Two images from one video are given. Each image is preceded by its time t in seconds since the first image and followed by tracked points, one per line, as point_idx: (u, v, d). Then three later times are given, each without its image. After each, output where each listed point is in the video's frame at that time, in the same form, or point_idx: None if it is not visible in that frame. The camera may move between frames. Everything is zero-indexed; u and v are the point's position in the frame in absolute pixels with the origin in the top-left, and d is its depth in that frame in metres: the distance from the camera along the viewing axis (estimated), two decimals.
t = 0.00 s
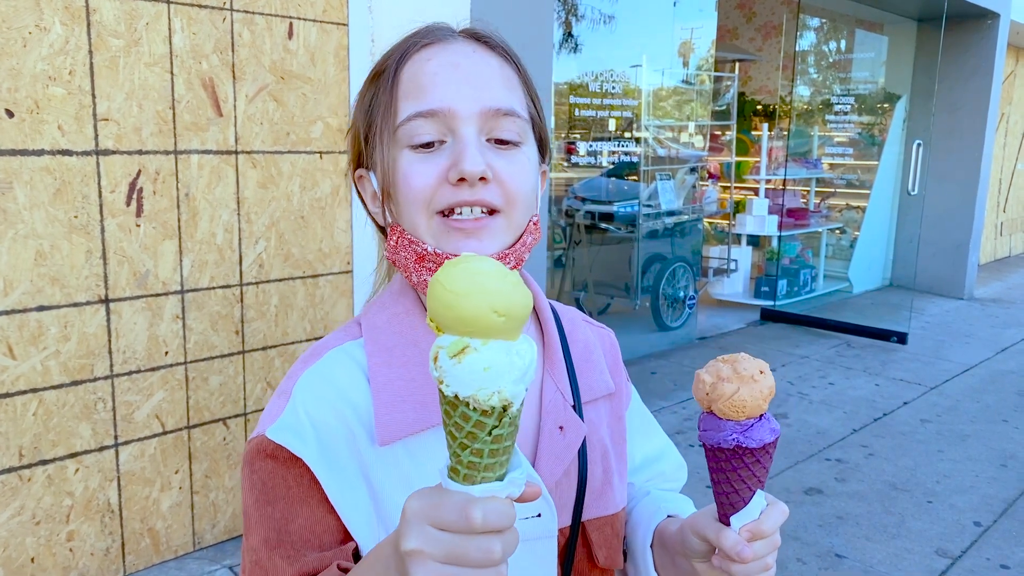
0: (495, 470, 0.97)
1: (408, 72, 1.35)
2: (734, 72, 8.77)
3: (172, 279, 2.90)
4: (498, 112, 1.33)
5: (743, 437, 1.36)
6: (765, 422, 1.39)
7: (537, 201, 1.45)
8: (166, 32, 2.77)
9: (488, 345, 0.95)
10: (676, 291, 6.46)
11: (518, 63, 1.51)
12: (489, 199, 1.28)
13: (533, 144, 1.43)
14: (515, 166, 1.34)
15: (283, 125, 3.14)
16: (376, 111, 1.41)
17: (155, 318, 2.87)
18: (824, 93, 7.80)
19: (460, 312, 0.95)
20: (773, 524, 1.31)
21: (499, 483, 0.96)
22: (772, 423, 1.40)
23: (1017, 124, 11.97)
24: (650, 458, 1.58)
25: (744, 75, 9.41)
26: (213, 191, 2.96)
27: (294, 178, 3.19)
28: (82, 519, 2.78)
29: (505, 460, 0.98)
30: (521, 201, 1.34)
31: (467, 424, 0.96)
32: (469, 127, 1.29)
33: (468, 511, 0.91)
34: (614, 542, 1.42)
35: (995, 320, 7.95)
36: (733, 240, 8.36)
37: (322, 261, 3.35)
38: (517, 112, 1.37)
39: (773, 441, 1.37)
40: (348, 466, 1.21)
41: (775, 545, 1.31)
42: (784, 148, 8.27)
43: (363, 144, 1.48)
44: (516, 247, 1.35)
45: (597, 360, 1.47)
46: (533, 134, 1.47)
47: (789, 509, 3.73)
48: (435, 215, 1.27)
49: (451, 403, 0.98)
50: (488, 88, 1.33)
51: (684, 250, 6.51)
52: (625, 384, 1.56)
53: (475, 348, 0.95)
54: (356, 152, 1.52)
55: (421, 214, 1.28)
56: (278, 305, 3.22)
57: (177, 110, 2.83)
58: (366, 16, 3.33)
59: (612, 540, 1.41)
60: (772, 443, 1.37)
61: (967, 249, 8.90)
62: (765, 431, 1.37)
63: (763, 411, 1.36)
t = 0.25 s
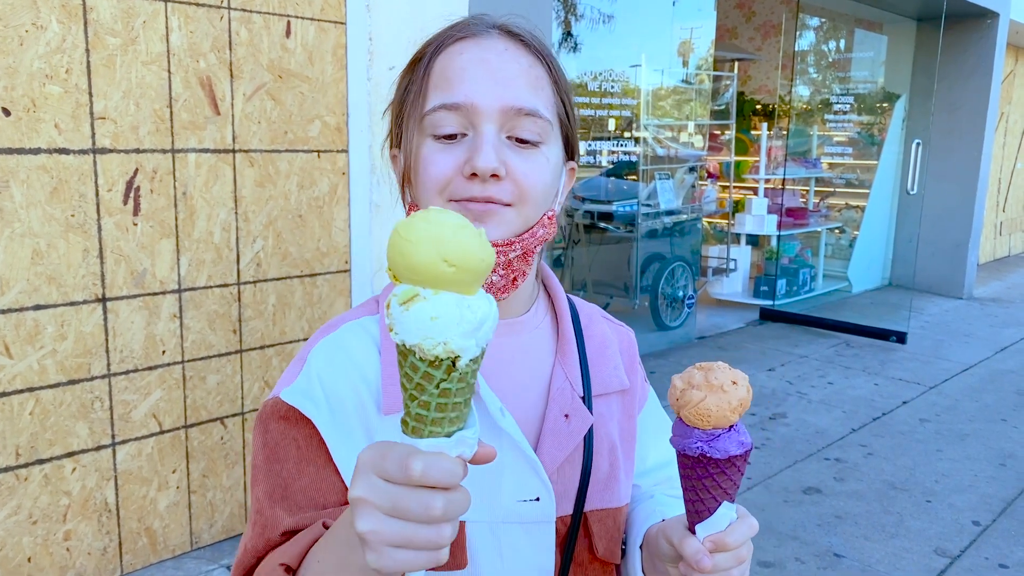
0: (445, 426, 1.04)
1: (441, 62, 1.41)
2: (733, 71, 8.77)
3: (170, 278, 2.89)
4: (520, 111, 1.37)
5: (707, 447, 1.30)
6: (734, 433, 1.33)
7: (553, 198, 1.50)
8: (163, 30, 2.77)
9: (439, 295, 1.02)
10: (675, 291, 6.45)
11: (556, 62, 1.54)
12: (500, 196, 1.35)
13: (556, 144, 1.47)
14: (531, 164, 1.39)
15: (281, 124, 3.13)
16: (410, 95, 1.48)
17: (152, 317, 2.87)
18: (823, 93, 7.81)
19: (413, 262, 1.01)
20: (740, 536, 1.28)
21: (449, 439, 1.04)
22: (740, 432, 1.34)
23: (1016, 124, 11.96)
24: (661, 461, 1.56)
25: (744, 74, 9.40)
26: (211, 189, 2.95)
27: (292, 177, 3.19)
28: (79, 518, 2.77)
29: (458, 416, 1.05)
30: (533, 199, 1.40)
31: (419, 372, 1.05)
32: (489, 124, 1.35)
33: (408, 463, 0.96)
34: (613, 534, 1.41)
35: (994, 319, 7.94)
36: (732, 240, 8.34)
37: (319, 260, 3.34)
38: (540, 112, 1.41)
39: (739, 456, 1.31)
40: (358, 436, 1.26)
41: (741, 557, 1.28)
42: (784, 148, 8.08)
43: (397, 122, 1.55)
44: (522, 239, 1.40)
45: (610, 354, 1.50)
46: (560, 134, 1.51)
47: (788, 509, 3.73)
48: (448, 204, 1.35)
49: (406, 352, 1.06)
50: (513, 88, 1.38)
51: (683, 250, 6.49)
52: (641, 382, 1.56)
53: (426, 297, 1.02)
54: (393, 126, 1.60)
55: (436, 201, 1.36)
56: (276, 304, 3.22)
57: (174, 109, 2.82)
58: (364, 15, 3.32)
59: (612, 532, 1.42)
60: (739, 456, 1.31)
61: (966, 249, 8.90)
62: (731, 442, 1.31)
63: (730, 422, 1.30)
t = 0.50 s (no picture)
0: (343, 418, 1.09)
1: (470, 63, 1.44)
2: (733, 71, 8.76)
3: (167, 277, 2.89)
4: (536, 117, 1.38)
5: (663, 462, 1.26)
6: (694, 450, 1.28)
7: (569, 205, 1.48)
8: (160, 29, 2.76)
9: (331, 299, 1.08)
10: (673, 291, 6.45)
11: (591, 70, 1.52)
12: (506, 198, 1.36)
13: (576, 151, 1.46)
14: (542, 169, 1.40)
15: (279, 123, 3.13)
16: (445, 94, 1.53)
17: (150, 316, 2.86)
18: (823, 92, 7.81)
19: (306, 269, 1.08)
20: (701, 557, 1.22)
21: (347, 431, 1.08)
22: (704, 450, 1.30)
23: (1016, 123, 11.96)
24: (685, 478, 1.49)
25: (744, 74, 9.40)
26: (208, 188, 2.95)
27: (290, 176, 3.18)
28: (77, 517, 2.77)
29: (358, 410, 1.10)
30: (542, 204, 1.40)
31: (319, 368, 1.10)
32: (503, 127, 1.37)
33: (306, 449, 1.02)
34: (610, 542, 1.39)
35: (993, 319, 7.94)
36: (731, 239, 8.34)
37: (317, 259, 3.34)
38: (558, 119, 1.41)
39: (694, 472, 1.26)
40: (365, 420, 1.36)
41: None
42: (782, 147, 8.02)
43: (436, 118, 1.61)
44: (529, 242, 1.40)
45: (631, 362, 1.48)
46: (585, 142, 1.50)
47: (786, 509, 3.72)
48: (459, 201, 1.39)
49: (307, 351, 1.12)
50: (532, 93, 1.39)
51: (681, 250, 6.49)
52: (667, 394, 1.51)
53: (320, 300, 1.08)
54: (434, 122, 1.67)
55: (449, 197, 1.40)
56: (274, 303, 3.21)
57: (172, 108, 2.82)
58: (362, 13, 3.32)
59: (609, 542, 1.38)
60: (693, 472, 1.26)
61: (965, 249, 8.90)
62: (688, 459, 1.27)
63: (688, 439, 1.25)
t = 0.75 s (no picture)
0: (292, 364, 1.17)
1: (474, 57, 1.47)
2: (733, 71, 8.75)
3: (167, 276, 2.89)
4: (527, 107, 1.37)
5: (576, 456, 1.20)
6: (612, 447, 1.19)
7: (562, 198, 1.44)
8: (161, 28, 2.76)
9: (269, 262, 1.17)
10: (673, 291, 6.44)
11: (594, 63, 1.50)
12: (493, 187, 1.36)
13: (570, 143, 1.43)
14: (530, 159, 1.37)
15: (279, 122, 3.13)
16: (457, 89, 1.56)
17: (150, 315, 2.86)
18: (822, 92, 7.83)
19: (243, 237, 1.16)
20: (618, 555, 1.16)
21: (297, 377, 1.17)
22: (627, 445, 1.20)
23: (1016, 123, 11.97)
24: (692, 483, 1.40)
25: (744, 74, 9.40)
26: (209, 188, 2.95)
27: (290, 175, 3.18)
28: (77, 516, 2.77)
29: (303, 355, 1.18)
30: (532, 195, 1.38)
31: (264, 325, 1.18)
32: (494, 117, 1.37)
33: (261, 394, 1.12)
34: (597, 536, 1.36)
35: (993, 319, 7.94)
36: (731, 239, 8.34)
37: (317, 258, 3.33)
38: (548, 109, 1.39)
39: (606, 471, 1.18)
40: (368, 398, 1.45)
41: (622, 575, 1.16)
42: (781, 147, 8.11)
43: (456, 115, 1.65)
44: (517, 236, 1.39)
45: (636, 358, 1.42)
46: (583, 135, 1.47)
47: (786, 508, 3.72)
48: (453, 190, 1.40)
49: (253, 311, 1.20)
50: (524, 83, 1.38)
51: (681, 250, 6.49)
52: (677, 395, 1.42)
53: (258, 263, 1.17)
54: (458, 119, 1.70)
55: (446, 187, 1.42)
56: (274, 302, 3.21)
57: (172, 107, 2.82)
58: (362, 12, 3.31)
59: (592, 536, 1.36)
60: (605, 471, 1.18)
61: (965, 249, 8.91)
62: (603, 456, 1.18)
63: (605, 436, 1.17)
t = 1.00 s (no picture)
0: (326, 307, 1.28)
1: (490, 57, 1.49)
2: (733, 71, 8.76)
3: (170, 277, 2.89)
4: (526, 108, 1.37)
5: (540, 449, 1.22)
6: (571, 442, 1.20)
7: (560, 198, 1.42)
8: (164, 29, 2.76)
9: (297, 220, 1.26)
10: (674, 291, 6.44)
11: (606, 66, 1.47)
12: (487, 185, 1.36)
13: (570, 145, 1.41)
14: (526, 159, 1.37)
15: (282, 123, 3.13)
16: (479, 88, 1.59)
17: (153, 316, 2.86)
18: (822, 93, 7.83)
19: (271, 202, 1.25)
20: (574, 546, 1.14)
21: (333, 316, 1.27)
22: (587, 441, 1.20)
23: (1015, 124, 12.00)
24: (698, 488, 1.38)
25: (744, 75, 9.41)
26: (212, 189, 2.95)
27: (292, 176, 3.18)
28: (80, 517, 2.77)
29: (332, 299, 1.30)
30: (526, 195, 1.37)
31: (295, 280, 1.27)
32: (496, 115, 1.38)
33: (308, 336, 1.15)
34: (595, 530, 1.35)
35: (993, 319, 7.95)
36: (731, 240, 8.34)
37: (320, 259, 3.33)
38: (547, 109, 1.38)
39: (563, 464, 1.19)
40: (380, 385, 1.47)
41: (577, 567, 1.13)
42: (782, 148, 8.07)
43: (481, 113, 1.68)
44: (509, 234, 1.37)
45: (645, 358, 1.40)
46: (587, 141, 1.45)
47: (788, 509, 3.73)
48: (456, 185, 1.42)
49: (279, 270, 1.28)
50: (527, 83, 1.39)
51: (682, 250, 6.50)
52: (688, 398, 1.40)
53: (288, 223, 1.26)
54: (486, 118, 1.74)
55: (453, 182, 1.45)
56: (277, 303, 3.21)
57: (175, 108, 2.82)
58: (364, 14, 3.31)
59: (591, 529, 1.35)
60: (562, 464, 1.19)
61: (964, 249, 8.92)
62: (562, 450, 1.19)
63: (563, 430, 1.19)
